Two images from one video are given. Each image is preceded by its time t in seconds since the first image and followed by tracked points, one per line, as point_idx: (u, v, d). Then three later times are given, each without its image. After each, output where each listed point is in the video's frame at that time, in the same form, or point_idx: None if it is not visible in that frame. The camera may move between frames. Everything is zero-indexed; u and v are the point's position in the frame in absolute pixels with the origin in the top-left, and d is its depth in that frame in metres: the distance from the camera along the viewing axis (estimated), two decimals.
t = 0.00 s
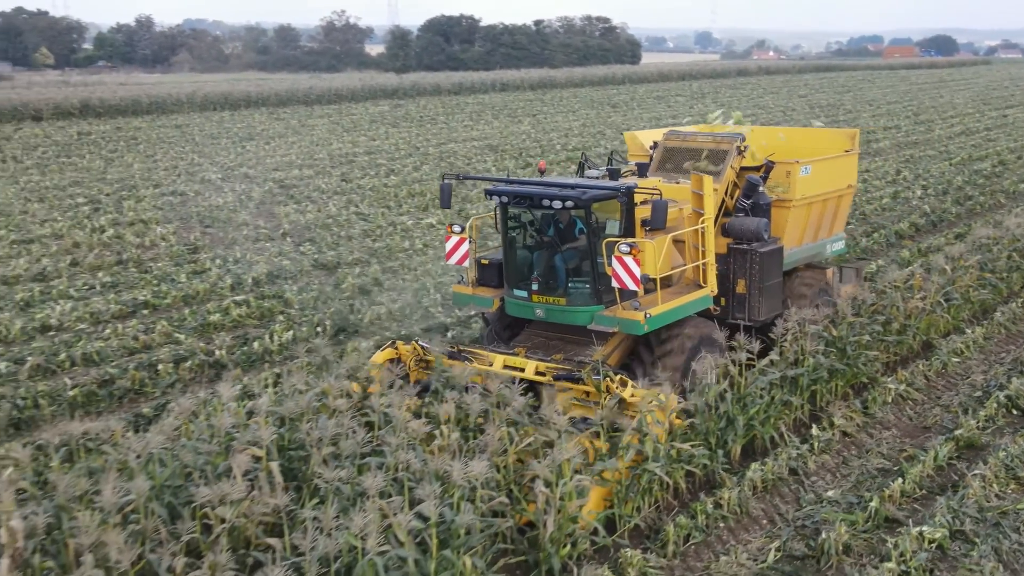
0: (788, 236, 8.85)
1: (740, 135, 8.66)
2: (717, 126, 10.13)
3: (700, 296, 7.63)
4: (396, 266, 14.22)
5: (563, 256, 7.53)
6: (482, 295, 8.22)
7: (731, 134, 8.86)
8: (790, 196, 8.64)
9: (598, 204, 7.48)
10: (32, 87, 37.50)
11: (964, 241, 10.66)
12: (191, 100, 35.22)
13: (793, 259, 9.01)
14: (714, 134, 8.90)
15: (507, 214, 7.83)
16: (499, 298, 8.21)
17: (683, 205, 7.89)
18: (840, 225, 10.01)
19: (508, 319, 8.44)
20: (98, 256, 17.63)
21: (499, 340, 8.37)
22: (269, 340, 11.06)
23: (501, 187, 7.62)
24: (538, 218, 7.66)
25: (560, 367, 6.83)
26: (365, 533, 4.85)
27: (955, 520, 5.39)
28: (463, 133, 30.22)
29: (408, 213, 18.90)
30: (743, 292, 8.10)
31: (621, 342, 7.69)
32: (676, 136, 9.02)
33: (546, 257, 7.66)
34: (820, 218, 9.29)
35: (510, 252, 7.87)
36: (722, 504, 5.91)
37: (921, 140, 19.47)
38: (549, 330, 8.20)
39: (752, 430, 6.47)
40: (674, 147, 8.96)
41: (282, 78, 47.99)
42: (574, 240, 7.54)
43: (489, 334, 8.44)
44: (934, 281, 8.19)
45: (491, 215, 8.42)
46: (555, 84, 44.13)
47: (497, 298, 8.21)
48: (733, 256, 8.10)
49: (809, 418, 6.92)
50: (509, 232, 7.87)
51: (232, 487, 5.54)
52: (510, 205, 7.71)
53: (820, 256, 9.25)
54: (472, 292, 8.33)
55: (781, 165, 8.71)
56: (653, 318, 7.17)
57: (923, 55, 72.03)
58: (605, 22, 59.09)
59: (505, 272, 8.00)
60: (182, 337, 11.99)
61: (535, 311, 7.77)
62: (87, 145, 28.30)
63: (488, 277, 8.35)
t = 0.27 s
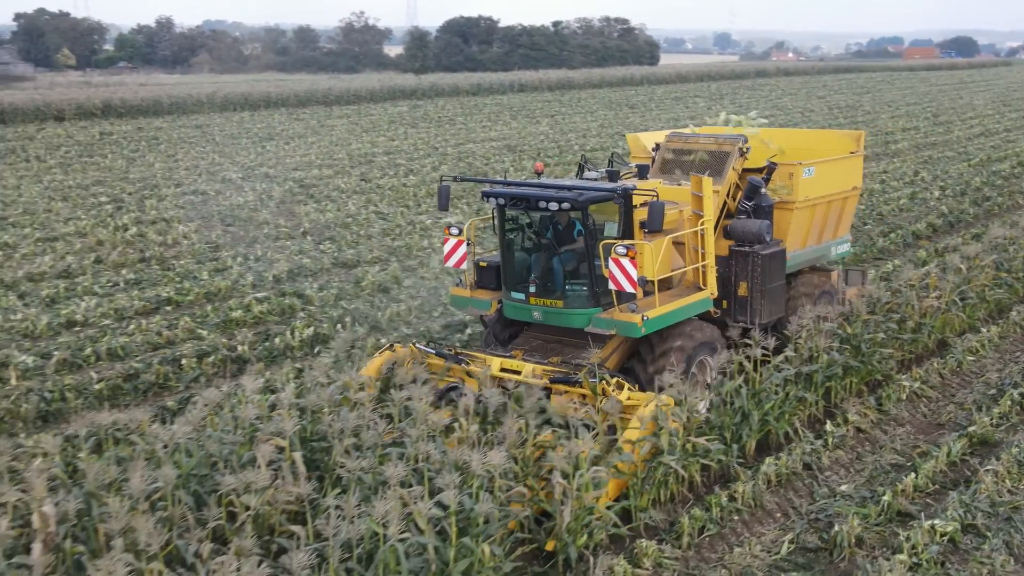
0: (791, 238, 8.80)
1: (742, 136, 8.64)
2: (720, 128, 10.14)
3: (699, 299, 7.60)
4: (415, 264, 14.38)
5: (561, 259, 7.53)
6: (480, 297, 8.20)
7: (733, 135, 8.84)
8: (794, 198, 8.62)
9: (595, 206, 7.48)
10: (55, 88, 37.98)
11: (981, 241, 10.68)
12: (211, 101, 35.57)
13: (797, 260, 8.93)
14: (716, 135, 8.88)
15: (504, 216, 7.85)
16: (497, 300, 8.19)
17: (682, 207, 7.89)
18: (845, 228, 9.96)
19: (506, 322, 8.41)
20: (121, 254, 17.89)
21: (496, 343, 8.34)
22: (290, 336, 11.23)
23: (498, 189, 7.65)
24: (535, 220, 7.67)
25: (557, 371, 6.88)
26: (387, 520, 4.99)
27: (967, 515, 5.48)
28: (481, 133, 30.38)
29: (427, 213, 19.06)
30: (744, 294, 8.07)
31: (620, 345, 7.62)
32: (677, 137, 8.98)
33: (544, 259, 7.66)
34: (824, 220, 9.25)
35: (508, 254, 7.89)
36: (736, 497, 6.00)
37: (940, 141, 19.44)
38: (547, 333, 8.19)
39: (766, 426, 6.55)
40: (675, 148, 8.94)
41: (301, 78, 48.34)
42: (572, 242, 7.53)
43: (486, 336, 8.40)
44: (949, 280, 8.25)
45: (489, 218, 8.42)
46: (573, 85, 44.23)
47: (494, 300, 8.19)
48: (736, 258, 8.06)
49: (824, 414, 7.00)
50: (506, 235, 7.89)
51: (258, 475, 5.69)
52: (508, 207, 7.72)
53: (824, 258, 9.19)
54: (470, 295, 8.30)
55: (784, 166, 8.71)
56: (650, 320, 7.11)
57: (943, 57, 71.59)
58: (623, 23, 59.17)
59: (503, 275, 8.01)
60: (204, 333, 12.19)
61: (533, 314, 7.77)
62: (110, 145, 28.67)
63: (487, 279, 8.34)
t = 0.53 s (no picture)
0: (794, 240, 8.82)
1: (744, 137, 8.62)
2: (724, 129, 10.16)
3: (700, 301, 7.63)
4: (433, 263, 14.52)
5: (560, 260, 7.57)
6: (478, 299, 8.25)
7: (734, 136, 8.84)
8: (796, 199, 8.63)
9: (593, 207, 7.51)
10: (75, 87, 38.41)
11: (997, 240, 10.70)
12: (230, 101, 35.90)
13: (800, 262, 8.97)
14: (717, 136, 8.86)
15: (502, 218, 7.87)
16: (495, 302, 8.23)
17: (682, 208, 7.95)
18: (851, 229, 9.95)
19: (506, 324, 8.44)
20: (142, 251, 18.12)
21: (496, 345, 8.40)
22: (309, 331, 11.39)
23: (496, 190, 7.67)
24: (533, 221, 7.69)
25: (554, 372, 6.89)
26: (405, 508, 5.11)
27: (978, 509, 5.55)
28: (498, 133, 30.51)
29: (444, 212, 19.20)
30: (746, 296, 8.08)
31: (619, 347, 7.69)
32: (679, 138, 8.98)
33: (543, 260, 7.69)
34: (828, 221, 9.25)
35: (506, 255, 7.92)
36: (749, 491, 6.09)
37: (957, 142, 19.40)
38: (546, 334, 8.21)
39: (779, 421, 6.62)
40: (678, 148, 8.93)
41: (318, 78, 48.63)
42: (571, 243, 7.56)
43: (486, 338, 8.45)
44: (963, 279, 8.30)
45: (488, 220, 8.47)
46: (590, 85, 44.29)
47: (493, 302, 8.22)
48: (737, 260, 8.08)
49: (837, 410, 7.07)
50: (505, 236, 7.91)
51: (279, 465, 5.83)
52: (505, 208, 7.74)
53: (828, 260, 9.20)
54: (469, 296, 8.36)
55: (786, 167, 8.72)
56: (648, 322, 7.17)
57: (963, 57, 71.07)
58: (640, 24, 59.22)
59: (501, 277, 8.04)
60: (224, 329, 12.36)
61: (530, 316, 7.78)
62: (130, 144, 28.98)
63: (486, 280, 8.39)
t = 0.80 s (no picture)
0: (799, 242, 8.82)
1: (749, 139, 8.68)
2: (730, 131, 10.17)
3: (698, 303, 7.68)
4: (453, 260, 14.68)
5: (558, 260, 7.65)
6: (477, 299, 8.30)
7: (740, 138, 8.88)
8: (801, 201, 8.63)
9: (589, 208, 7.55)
10: (99, 87, 38.87)
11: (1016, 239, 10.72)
12: (251, 101, 36.20)
13: (806, 265, 8.99)
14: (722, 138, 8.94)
15: (502, 218, 7.95)
16: (494, 303, 8.28)
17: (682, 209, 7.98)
18: (857, 233, 9.93)
19: (505, 324, 8.49)
20: (166, 248, 18.38)
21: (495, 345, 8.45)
22: (331, 326, 11.57)
23: (494, 190, 7.74)
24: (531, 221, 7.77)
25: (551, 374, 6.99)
26: (426, 495, 5.24)
27: (991, 503, 5.63)
28: (517, 132, 30.63)
29: (463, 210, 19.36)
30: (749, 298, 8.12)
31: (617, 349, 7.75)
32: (685, 139, 9.06)
33: (541, 261, 7.76)
34: (835, 224, 9.25)
35: (506, 256, 7.99)
36: (765, 484, 6.19)
37: (978, 142, 19.35)
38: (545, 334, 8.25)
39: (795, 416, 6.71)
40: (683, 149, 8.99)
41: (339, 78, 48.90)
42: (570, 244, 7.63)
43: (486, 338, 8.53)
44: (980, 277, 8.36)
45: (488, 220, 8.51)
46: (609, 85, 44.31)
47: (492, 302, 8.28)
48: (740, 261, 8.14)
49: (853, 406, 7.14)
50: (504, 235, 7.99)
51: (303, 453, 5.97)
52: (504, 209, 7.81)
53: (834, 263, 9.20)
54: (468, 296, 8.42)
55: (792, 168, 8.71)
56: (644, 325, 7.25)
57: (987, 57, 70.53)
58: (660, 24, 59.17)
59: (500, 277, 8.13)
60: (247, 324, 12.55)
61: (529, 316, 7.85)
62: (153, 143, 29.32)
63: (485, 280, 8.44)
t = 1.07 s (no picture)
0: (802, 243, 8.66)
1: (752, 139, 8.58)
2: (735, 132, 10.06)
3: (698, 304, 7.58)
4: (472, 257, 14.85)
5: (558, 260, 7.52)
6: (477, 298, 8.22)
7: (745, 137, 8.78)
8: (805, 201, 8.47)
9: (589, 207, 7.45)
10: (122, 87, 39.33)
11: None
12: (272, 100, 36.54)
13: (809, 266, 8.81)
14: (727, 137, 8.86)
15: (500, 218, 7.83)
16: (492, 302, 8.16)
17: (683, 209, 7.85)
18: (864, 234, 9.75)
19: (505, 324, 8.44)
20: (189, 244, 18.65)
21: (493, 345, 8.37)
22: (352, 322, 11.75)
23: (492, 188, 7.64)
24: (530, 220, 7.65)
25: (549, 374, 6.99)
26: (447, 482, 5.37)
27: (1004, 497, 5.72)
28: (537, 132, 30.76)
29: (483, 208, 19.53)
30: (751, 300, 7.96)
31: (617, 349, 7.63)
32: (689, 139, 9.03)
33: (540, 261, 7.64)
34: (839, 225, 9.08)
35: (504, 255, 7.87)
36: (779, 476, 6.28)
37: (999, 142, 19.32)
38: (545, 335, 8.17)
39: (810, 410, 6.80)
40: (687, 149, 8.98)
41: (359, 77, 49.24)
42: (569, 244, 7.51)
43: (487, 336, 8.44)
44: (996, 276, 8.41)
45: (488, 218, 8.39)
46: (629, 84, 44.36)
47: (491, 302, 8.19)
48: (742, 262, 7.97)
49: (868, 401, 7.22)
50: (502, 235, 7.87)
51: (327, 442, 6.11)
52: (502, 208, 7.71)
53: (839, 264, 9.02)
54: (467, 296, 8.35)
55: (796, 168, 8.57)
56: (643, 325, 7.15)
57: (1010, 56, 69.97)
58: (680, 23, 59.14)
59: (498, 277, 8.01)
60: (270, 320, 12.74)
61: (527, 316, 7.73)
62: (176, 141, 29.67)
63: (484, 280, 8.35)
